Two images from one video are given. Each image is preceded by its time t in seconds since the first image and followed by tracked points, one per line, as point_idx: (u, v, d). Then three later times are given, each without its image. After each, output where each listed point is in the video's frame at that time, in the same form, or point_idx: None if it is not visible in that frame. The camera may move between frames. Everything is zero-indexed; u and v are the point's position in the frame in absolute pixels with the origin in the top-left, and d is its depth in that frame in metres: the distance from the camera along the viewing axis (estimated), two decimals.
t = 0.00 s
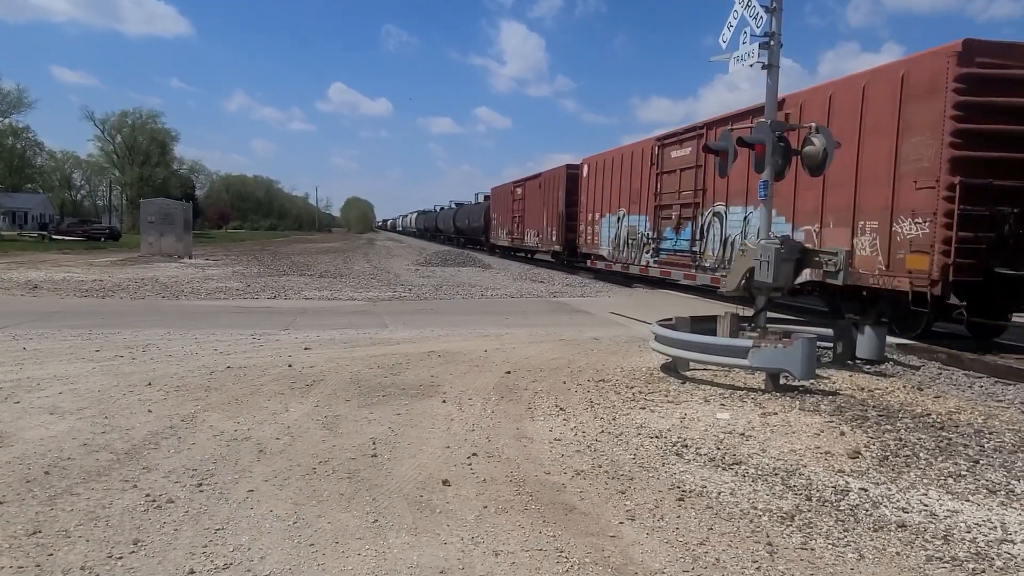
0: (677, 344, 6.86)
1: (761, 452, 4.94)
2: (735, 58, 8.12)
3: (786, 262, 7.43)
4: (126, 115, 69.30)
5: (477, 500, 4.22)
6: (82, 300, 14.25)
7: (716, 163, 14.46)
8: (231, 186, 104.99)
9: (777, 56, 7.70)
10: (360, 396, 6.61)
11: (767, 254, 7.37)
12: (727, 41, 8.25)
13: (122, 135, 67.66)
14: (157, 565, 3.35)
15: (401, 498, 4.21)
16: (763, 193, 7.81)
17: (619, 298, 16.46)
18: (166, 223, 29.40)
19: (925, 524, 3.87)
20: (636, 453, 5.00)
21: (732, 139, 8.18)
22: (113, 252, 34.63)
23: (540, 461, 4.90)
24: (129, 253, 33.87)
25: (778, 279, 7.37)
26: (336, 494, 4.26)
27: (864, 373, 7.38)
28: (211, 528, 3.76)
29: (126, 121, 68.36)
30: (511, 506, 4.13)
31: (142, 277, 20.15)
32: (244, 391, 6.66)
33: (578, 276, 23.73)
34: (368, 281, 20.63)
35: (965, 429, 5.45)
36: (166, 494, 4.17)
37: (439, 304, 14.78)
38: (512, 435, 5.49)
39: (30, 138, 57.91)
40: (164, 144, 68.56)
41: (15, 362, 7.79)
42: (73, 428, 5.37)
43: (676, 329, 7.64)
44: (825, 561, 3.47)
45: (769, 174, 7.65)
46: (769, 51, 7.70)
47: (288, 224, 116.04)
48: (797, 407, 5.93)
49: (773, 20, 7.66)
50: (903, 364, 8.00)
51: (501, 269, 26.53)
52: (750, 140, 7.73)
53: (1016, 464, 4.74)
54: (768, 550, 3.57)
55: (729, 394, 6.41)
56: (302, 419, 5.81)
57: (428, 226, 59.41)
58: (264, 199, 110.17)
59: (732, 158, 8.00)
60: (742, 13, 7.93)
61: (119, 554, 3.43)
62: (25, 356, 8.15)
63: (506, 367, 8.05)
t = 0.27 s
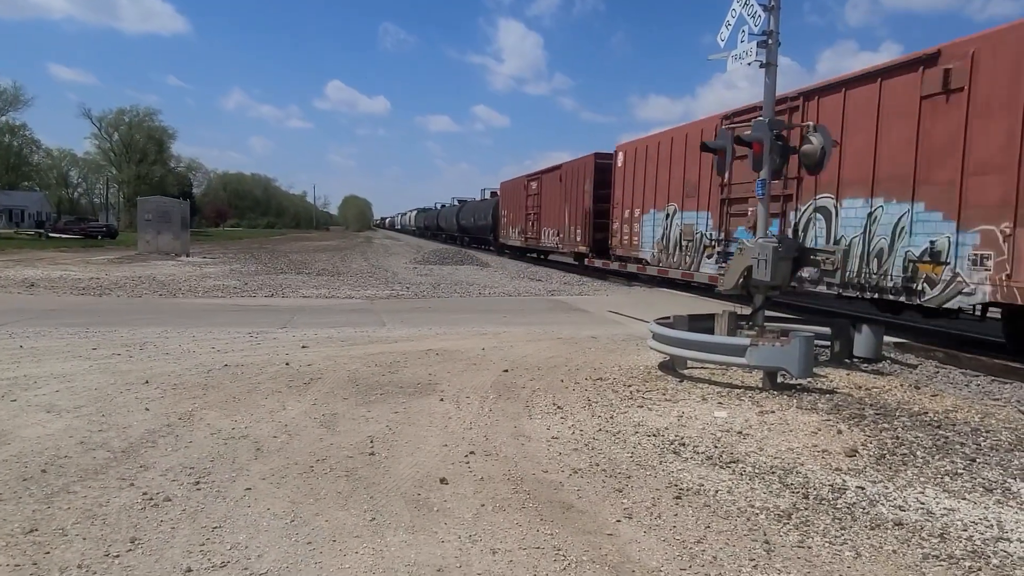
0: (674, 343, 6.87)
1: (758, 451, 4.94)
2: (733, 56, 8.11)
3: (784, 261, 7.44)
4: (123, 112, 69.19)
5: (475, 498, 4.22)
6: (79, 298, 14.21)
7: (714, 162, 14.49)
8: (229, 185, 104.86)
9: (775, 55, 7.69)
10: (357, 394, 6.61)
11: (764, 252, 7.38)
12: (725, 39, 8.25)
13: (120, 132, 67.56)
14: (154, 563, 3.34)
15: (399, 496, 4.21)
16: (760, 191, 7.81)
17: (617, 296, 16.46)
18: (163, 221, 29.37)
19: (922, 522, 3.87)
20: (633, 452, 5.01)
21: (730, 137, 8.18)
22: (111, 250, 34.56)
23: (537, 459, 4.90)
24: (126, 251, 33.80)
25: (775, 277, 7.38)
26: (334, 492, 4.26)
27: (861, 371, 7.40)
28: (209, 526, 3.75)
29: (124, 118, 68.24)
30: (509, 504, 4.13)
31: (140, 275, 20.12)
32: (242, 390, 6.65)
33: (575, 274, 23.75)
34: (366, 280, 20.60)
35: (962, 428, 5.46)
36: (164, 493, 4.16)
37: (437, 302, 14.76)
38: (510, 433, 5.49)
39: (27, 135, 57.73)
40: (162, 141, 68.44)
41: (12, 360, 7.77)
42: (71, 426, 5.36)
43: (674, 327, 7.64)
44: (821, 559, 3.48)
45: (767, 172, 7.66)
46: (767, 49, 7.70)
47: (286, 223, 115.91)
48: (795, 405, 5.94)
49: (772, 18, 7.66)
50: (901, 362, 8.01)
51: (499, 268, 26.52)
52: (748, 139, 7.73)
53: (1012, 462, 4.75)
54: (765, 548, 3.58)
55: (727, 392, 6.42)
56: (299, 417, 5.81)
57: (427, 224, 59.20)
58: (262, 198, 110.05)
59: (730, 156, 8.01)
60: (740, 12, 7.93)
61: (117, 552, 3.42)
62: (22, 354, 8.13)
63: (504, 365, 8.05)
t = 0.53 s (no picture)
0: (672, 341, 6.88)
1: (756, 449, 4.95)
2: (732, 55, 8.11)
3: (782, 259, 7.44)
4: (120, 110, 69.00)
5: (473, 496, 4.22)
6: (76, 296, 14.19)
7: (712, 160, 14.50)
8: (226, 182, 104.66)
9: (773, 53, 7.69)
10: (355, 392, 6.61)
11: (762, 250, 7.39)
12: (723, 37, 8.25)
13: (117, 130, 67.42)
14: (152, 560, 3.34)
15: (397, 494, 4.21)
16: (758, 189, 7.81)
17: (615, 294, 16.47)
18: (160, 218, 29.31)
19: (919, 520, 3.89)
20: (631, 450, 5.01)
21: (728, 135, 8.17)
22: (108, 247, 34.47)
23: (535, 457, 4.90)
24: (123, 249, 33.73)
25: (773, 276, 7.38)
26: (331, 490, 4.25)
27: (859, 369, 7.41)
28: (207, 524, 3.75)
29: (121, 116, 68.08)
30: (507, 502, 4.13)
31: (137, 272, 20.06)
32: (239, 387, 6.65)
33: (573, 272, 23.77)
34: (364, 277, 20.59)
35: (959, 426, 5.48)
36: (161, 490, 4.15)
37: (435, 300, 14.76)
38: (508, 431, 5.49)
39: (24, 132, 57.53)
40: (159, 139, 68.27)
41: (9, 357, 7.75)
42: (68, 423, 5.35)
43: (672, 325, 7.65)
44: (819, 557, 3.48)
45: (765, 171, 7.66)
46: (765, 48, 7.69)
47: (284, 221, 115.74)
48: (792, 403, 5.95)
49: (770, 17, 7.66)
50: (898, 360, 8.03)
51: (497, 266, 26.52)
52: (746, 137, 7.73)
53: (1009, 460, 4.76)
54: (763, 546, 3.59)
55: (725, 390, 6.43)
56: (297, 415, 5.80)
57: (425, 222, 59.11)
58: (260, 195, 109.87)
59: (728, 155, 8.00)
60: (739, 10, 7.92)
61: (114, 550, 3.42)
62: (18, 352, 8.10)
63: (502, 363, 8.05)
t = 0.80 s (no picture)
0: (669, 340, 6.89)
1: (753, 447, 4.96)
2: (729, 54, 8.11)
3: (779, 258, 7.44)
4: (117, 108, 68.83)
5: (470, 494, 4.22)
6: (72, 294, 14.15)
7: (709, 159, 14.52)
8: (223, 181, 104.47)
9: (771, 52, 7.69)
10: (352, 391, 6.60)
11: (759, 249, 7.40)
12: (720, 36, 8.25)
13: (114, 128, 67.27)
14: (149, 559, 3.33)
15: (394, 492, 4.21)
16: (755, 188, 7.81)
17: (613, 293, 16.48)
18: (157, 217, 29.25)
19: (915, 518, 3.89)
20: (629, 448, 5.01)
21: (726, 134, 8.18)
22: (104, 246, 34.39)
23: (533, 456, 4.90)
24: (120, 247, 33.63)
25: (770, 275, 7.39)
26: (329, 488, 4.25)
27: (856, 369, 7.42)
28: (204, 522, 3.74)
29: (117, 114, 67.92)
30: (505, 500, 4.13)
31: (134, 271, 20.01)
32: (237, 386, 6.64)
33: (571, 271, 23.78)
34: (361, 276, 20.56)
35: (955, 425, 5.49)
36: (159, 489, 4.14)
37: (432, 299, 14.74)
38: (506, 430, 5.49)
39: (20, 130, 57.33)
40: (156, 137, 68.12)
41: (5, 356, 7.73)
42: (64, 422, 5.34)
43: (669, 324, 7.66)
44: (816, 555, 3.49)
45: (762, 170, 7.66)
46: (762, 47, 7.70)
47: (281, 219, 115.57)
48: (789, 402, 5.96)
49: (767, 16, 7.66)
50: (895, 359, 8.04)
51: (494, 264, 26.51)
52: (743, 136, 7.73)
53: (1005, 459, 4.78)
54: (760, 544, 3.59)
55: (722, 389, 6.44)
56: (294, 413, 5.80)
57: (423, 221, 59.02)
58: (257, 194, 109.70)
59: (725, 154, 8.01)
60: (736, 9, 7.92)
61: (111, 549, 3.41)
62: (14, 350, 8.07)
63: (499, 361, 8.05)
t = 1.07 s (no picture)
0: (667, 338, 6.89)
1: (751, 445, 4.96)
2: (728, 51, 8.11)
3: (776, 257, 7.45)
4: (114, 105, 68.68)
5: (468, 492, 4.22)
6: (69, 292, 14.13)
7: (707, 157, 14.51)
8: (221, 178, 104.30)
9: (769, 50, 7.69)
10: (350, 389, 6.60)
11: (757, 248, 7.41)
12: (719, 34, 8.24)
13: (111, 125, 67.15)
14: (146, 558, 3.33)
15: (392, 491, 4.21)
16: (753, 186, 7.81)
17: (610, 291, 16.49)
18: (155, 215, 29.20)
19: (913, 516, 3.90)
20: (626, 446, 5.01)
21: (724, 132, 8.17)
22: (101, 244, 34.33)
23: (531, 454, 4.90)
24: (117, 245, 33.57)
25: (768, 273, 7.39)
26: (326, 486, 4.25)
27: (853, 367, 7.43)
28: (201, 521, 3.74)
29: (115, 111, 67.78)
30: (502, 499, 4.13)
31: (131, 269, 20.00)
32: (234, 384, 6.63)
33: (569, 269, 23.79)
34: (359, 274, 20.54)
35: (953, 423, 5.50)
36: (156, 488, 4.14)
37: (430, 297, 14.73)
38: (503, 428, 5.49)
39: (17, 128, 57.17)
40: (153, 135, 67.99)
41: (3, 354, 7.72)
42: (62, 420, 5.33)
43: (667, 322, 7.67)
44: (814, 553, 3.49)
45: (760, 168, 7.66)
46: (761, 44, 7.69)
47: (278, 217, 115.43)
48: (787, 400, 5.97)
49: (766, 13, 7.65)
50: (892, 357, 8.05)
51: (493, 262, 26.51)
52: (742, 134, 7.73)
53: (1003, 457, 4.79)
54: (758, 542, 3.59)
55: (720, 387, 6.45)
56: (292, 412, 5.79)
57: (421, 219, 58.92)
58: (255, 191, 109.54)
59: (724, 152, 8.00)
60: (735, 6, 7.92)
61: (108, 547, 3.41)
62: (11, 349, 8.05)
63: (497, 360, 8.05)
